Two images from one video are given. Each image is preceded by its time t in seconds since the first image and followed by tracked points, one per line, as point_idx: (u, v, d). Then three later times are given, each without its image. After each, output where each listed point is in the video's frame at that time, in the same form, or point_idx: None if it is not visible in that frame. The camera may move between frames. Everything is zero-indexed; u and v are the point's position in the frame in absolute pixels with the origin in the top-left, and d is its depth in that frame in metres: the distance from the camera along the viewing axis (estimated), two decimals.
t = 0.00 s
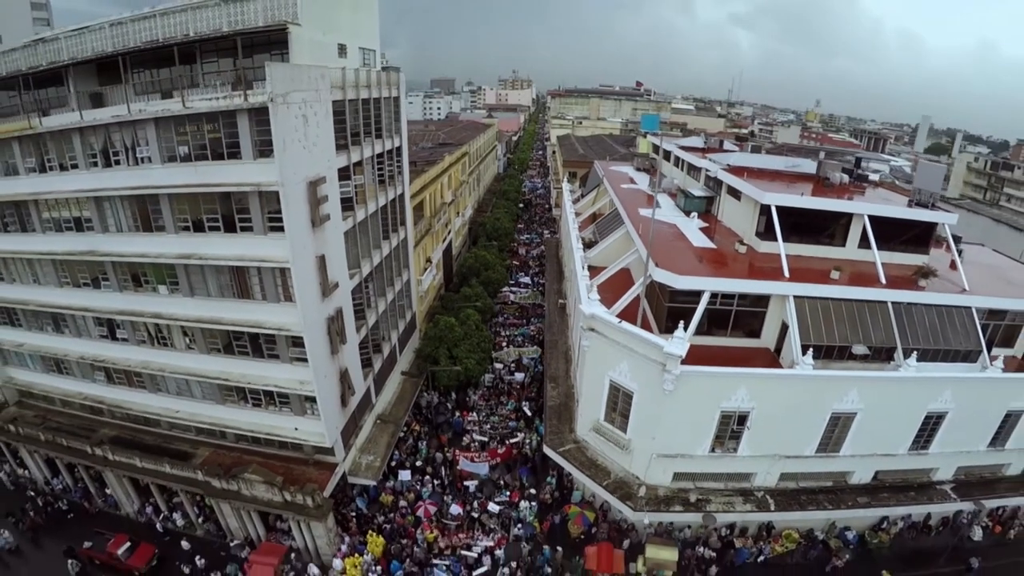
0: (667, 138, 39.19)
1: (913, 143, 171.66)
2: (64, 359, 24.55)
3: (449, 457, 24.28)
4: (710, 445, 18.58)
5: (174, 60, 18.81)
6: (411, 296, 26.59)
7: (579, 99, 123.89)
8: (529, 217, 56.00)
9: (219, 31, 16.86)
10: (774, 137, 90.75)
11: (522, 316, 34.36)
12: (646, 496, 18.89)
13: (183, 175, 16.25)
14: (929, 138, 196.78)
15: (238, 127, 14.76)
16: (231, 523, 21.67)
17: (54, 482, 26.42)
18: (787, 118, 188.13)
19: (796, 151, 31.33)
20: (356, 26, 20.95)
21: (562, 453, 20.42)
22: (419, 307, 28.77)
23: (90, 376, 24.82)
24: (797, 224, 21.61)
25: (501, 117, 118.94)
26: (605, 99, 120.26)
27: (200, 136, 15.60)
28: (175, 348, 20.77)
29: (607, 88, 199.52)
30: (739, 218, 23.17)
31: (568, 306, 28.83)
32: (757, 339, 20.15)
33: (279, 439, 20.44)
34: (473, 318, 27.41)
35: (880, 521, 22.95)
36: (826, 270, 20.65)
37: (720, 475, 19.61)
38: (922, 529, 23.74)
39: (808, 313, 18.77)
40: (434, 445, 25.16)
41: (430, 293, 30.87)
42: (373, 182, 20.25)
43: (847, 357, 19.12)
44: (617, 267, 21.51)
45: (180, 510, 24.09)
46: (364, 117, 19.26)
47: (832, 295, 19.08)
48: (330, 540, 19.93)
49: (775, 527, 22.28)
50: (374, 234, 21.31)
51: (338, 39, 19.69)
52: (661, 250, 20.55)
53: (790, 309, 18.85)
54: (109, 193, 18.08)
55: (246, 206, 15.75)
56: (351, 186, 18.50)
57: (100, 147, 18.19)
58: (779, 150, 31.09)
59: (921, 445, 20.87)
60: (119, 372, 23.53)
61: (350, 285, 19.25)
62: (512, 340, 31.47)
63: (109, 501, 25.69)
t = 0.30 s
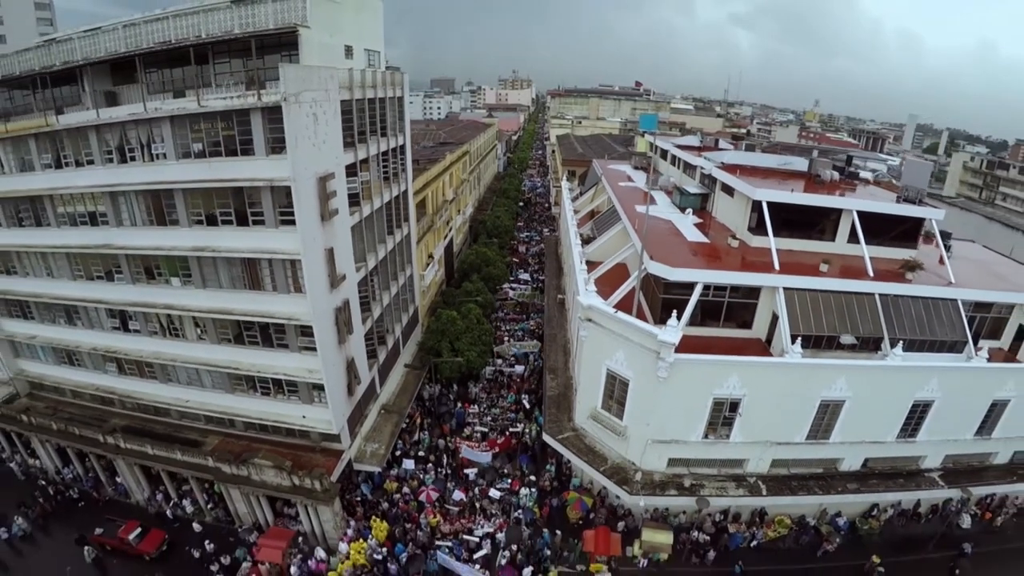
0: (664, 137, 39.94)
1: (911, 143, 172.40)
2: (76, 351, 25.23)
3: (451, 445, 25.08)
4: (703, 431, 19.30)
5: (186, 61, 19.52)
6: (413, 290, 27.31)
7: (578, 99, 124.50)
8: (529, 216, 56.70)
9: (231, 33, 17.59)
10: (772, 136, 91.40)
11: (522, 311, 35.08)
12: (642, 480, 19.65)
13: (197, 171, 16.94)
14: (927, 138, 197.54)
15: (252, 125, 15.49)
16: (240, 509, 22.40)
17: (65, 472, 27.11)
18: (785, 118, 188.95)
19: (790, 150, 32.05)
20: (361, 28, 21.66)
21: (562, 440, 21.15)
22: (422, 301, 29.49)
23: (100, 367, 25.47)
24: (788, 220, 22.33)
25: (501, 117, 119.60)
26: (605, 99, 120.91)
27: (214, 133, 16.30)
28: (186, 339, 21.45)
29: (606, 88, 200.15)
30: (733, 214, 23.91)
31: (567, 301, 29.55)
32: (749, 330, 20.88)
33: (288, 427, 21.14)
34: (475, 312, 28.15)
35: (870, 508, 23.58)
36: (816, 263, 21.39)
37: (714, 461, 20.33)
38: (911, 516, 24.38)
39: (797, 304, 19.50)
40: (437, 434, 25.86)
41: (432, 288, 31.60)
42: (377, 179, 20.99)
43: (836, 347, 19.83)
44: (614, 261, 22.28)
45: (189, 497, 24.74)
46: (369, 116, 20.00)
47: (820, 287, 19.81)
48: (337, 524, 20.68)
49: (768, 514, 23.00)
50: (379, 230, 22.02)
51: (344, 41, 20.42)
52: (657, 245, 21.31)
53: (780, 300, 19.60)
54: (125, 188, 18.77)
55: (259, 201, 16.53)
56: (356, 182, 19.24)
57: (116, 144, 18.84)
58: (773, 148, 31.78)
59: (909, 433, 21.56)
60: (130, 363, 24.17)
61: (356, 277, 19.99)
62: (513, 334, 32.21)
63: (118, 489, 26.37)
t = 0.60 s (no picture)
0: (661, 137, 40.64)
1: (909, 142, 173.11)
2: (87, 344, 25.90)
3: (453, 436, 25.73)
4: (697, 419, 19.99)
5: (198, 61, 20.16)
6: (416, 285, 27.99)
7: (577, 99, 125.15)
8: (528, 214, 57.32)
9: (242, 34, 18.24)
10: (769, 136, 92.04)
11: (521, 307, 35.74)
12: (639, 467, 20.34)
13: (210, 167, 17.58)
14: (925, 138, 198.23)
15: (264, 123, 16.18)
16: (248, 496, 23.07)
17: (75, 463, 27.71)
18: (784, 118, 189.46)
19: (785, 148, 32.71)
20: (366, 30, 22.35)
21: (561, 429, 21.83)
22: (424, 296, 30.17)
23: (111, 360, 26.09)
24: (781, 215, 23.02)
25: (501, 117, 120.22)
26: (604, 99, 121.44)
27: (227, 131, 16.96)
28: (197, 331, 22.10)
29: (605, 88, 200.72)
30: (727, 211, 24.61)
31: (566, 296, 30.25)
32: (742, 322, 21.56)
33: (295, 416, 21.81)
34: (476, 306, 28.85)
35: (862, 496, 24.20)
36: (807, 257, 22.09)
37: (709, 449, 21.01)
38: (902, 505, 24.98)
39: (789, 296, 20.19)
40: (440, 425, 26.53)
41: (434, 284, 32.27)
42: (382, 176, 21.67)
43: (826, 338, 20.52)
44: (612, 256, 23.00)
45: (198, 486, 25.38)
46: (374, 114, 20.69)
47: (811, 280, 20.51)
48: (343, 510, 21.39)
49: (762, 501, 23.71)
50: (383, 226, 22.68)
51: (350, 42, 21.11)
52: (653, 239, 22.03)
53: (772, 293, 20.30)
54: (139, 184, 19.40)
55: (271, 196, 17.22)
56: (363, 178, 19.91)
57: (130, 141, 19.45)
58: (768, 147, 32.46)
59: (899, 422, 22.24)
60: (141, 355, 24.80)
61: (362, 271, 20.68)
62: (513, 329, 32.89)
63: (128, 479, 27.00)
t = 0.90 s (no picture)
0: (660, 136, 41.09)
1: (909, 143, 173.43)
2: (95, 339, 26.33)
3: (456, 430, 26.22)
4: (695, 412, 20.45)
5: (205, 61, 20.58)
6: (419, 282, 28.43)
7: (577, 99, 125.53)
8: (529, 214, 57.71)
9: (250, 35, 18.68)
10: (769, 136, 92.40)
11: (522, 304, 36.20)
12: (638, 458, 20.79)
13: (219, 165, 18.01)
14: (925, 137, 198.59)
15: (272, 122, 16.63)
16: (255, 488, 23.52)
17: (82, 456, 28.13)
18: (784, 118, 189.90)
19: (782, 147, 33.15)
20: (370, 31, 22.80)
21: (561, 422, 22.31)
22: (426, 292, 30.60)
23: (117, 355, 26.52)
24: (777, 213, 23.47)
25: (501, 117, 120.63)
26: (603, 99, 121.85)
27: (236, 130, 17.41)
28: (204, 325, 22.53)
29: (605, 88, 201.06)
30: (724, 208, 25.07)
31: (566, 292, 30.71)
32: (739, 317, 22.01)
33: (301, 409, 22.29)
34: (478, 303, 29.31)
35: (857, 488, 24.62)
36: (802, 254, 22.56)
37: (706, 441, 21.45)
38: (898, 498, 25.38)
39: (784, 291, 20.66)
40: (442, 419, 27.01)
41: (436, 281, 32.73)
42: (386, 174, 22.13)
43: (821, 332, 20.97)
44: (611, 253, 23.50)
45: (204, 479, 25.81)
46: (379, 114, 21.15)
47: (805, 276, 20.97)
48: (347, 502, 21.87)
49: (759, 493, 24.15)
50: (387, 223, 23.15)
51: (354, 43, 21.56)
52: (651, 237, 22.51)
53: (767, 288, 20.77)
54: (149, 181, 19.81)
55: (279, 193, 17.68)
56: (367, 176, 20.39)
57: (140, 139, 19.87)
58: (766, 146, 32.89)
59: (892, 415, 22.69)
60: (148, 350, 25.23)
61: (367, 267, 21.13)
62: (514, 325, 33.36)
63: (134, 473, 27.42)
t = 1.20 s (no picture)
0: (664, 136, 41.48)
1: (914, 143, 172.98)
2: (109, 333, 26.92)
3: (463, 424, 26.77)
4: (697, 405, 20.91)
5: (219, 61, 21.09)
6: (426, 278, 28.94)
7: (581, 99, 125.84)
8: (533, 213, 58.13)
9: (264, 37, 19.21)
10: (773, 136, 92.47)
11: (527, 302, 36.69)
12: (642, 451, 21.26)
13: (234, 163, 18.57)
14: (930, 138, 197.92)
15: (286, 121, 17.19)
16: (266, 479, 24.11)
17: (96, 449, 28.74)
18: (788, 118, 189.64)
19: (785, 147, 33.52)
20: (379, 32, 23.33)
21: (567, 415, 22.81)
22: (433, 289, 31.12)
23: (131, 349, 27.11)
24: (778, 212, 23.90)
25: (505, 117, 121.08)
26: (607, 99, 122.08)
27: (250, 129, 17.97)
28: (217, 319, 23.09)
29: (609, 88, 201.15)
30: (727, 207, 25.50)
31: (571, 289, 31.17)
32: (741, 313, 22.46)
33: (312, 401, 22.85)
34: (483, 299, 29.81)
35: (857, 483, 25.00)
36: (803, 251, 22.99)
37: (708, 434, 21.90)
38: (898, 493, 25.73)
39: (784, 288, 21.10)
40: (449, 413, 27.56)
41: (443, 278, 33.25)
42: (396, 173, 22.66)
43: (821, 327, 21.39)
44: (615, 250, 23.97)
45: (216, 470, 26.41)
46: (388, 114, 21.68)
47: (806, 272, 21.40)
48: (357, 492, 22.44)
49: (761, 487, 24.58)
50: (397, 220, 23.68)
51: (364, 45, 22.09)
52: (655, 234, 22.98)
53: (768, 284, 21.21)
54: (165, 178, 20.34)
55: (292, 190, 18.23)
56: (378, 174, 20.93)
57: (157, 138, 20.43)
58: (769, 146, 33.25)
59: (892, 411, 23.06)
60: (162, 344, 25.81)
61: (376, 262, 21.67)
62: (519, 322, 33.86)
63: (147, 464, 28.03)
